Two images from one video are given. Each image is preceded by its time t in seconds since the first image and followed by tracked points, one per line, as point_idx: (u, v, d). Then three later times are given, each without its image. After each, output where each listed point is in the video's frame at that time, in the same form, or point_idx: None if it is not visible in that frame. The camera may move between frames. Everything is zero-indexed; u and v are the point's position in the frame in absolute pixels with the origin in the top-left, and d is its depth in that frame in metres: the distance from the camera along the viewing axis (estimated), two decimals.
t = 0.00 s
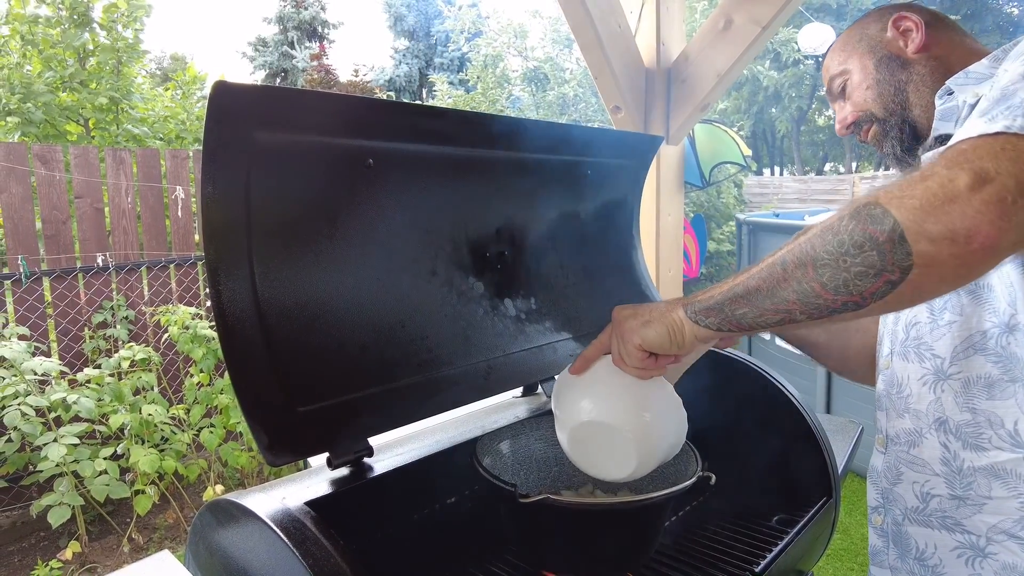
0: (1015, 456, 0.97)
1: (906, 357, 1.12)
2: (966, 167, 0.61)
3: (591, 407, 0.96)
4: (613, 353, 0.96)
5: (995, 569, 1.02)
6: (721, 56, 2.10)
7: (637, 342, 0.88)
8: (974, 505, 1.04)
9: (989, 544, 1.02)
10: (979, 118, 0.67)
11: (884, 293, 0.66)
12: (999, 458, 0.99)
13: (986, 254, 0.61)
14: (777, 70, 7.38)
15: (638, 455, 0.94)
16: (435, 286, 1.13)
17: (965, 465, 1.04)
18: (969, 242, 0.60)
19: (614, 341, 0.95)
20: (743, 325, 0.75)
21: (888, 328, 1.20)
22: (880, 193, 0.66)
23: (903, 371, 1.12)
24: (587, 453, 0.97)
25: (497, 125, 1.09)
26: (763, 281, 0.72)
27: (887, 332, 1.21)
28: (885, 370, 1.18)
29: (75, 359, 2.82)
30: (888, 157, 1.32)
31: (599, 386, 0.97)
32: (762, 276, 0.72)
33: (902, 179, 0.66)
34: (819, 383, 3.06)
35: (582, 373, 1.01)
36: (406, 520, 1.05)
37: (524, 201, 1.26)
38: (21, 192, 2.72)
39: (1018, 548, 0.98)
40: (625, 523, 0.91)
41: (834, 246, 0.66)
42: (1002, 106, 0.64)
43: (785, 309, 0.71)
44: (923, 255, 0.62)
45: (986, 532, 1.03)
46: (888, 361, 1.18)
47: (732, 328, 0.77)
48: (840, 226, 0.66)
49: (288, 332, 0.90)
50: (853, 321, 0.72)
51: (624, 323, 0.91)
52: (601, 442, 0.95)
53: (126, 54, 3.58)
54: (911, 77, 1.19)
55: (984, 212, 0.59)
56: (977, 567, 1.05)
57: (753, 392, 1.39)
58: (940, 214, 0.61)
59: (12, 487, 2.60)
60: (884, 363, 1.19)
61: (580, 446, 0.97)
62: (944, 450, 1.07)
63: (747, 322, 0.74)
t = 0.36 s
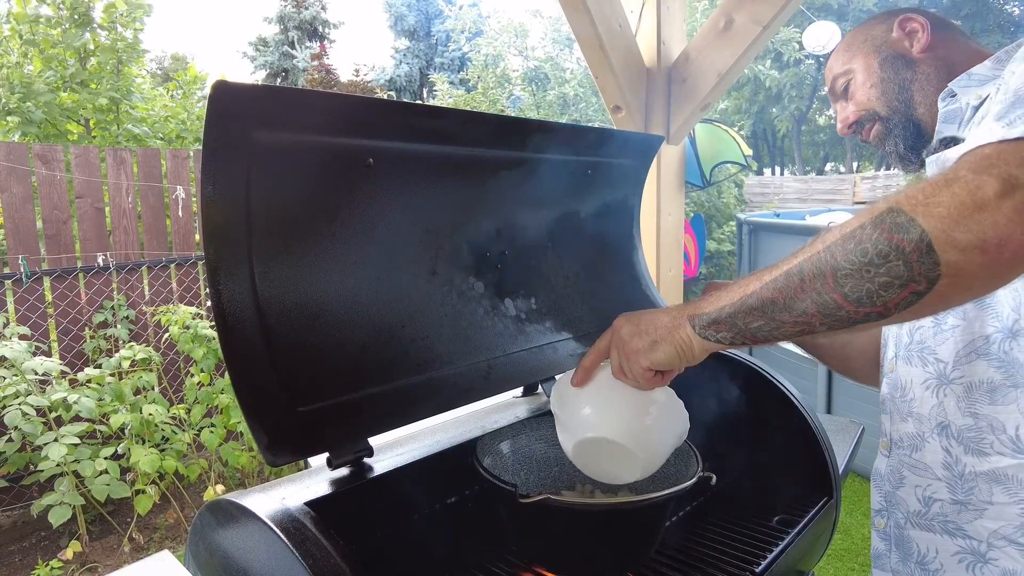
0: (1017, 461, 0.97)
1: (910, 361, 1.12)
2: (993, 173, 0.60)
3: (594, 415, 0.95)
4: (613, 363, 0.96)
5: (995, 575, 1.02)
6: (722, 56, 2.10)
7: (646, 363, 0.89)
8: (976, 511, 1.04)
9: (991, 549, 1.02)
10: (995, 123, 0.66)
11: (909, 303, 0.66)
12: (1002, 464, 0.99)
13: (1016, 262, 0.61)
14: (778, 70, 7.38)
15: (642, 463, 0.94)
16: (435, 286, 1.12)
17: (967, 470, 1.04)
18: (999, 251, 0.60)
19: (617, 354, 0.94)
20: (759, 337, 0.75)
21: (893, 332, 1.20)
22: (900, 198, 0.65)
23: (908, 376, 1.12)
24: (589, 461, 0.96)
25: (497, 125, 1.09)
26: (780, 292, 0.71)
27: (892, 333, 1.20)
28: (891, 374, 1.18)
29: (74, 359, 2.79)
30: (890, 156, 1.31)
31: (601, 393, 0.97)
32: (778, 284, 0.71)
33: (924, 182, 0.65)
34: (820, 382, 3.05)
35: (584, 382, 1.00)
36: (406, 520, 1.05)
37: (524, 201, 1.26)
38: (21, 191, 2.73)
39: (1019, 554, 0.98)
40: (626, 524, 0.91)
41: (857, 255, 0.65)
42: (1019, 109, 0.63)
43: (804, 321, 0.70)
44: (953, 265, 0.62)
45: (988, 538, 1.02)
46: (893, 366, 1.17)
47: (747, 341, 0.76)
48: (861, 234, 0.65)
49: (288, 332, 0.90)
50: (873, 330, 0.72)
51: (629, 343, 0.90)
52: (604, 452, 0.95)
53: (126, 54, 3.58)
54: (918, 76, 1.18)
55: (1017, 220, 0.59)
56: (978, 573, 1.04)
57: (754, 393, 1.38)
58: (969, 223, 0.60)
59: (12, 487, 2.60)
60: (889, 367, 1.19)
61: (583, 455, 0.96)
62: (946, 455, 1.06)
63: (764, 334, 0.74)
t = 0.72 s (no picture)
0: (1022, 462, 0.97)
1: (911, 362, 1.12)
2: (990, 158, 0.61)
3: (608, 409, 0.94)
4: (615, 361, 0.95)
5: None
6: (723, 55, 2.10)
7: (648, 360, 0.88)
8: (980, 512, 1.03)
9: (995, 551, 1.02)
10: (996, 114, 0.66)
11: (904, 289, 0.66)
12: (1007, 465, 0.99)
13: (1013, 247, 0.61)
14: (779, 70, 7.38)
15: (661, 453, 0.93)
16: (435, 286, 1.12)
17: (972, 472, 1.03)
18: (996, 235, 0.60)
19: (618, 352, 0.93)
20: (754, 323, 0.75)
21: (893, 332, 1.20)
22: (895, 182, 0.65)
23: (908, 373, 1.12)
24: (609, 459, 0.95)
25: (498, 125, 1.09)
26: (774, 278, 0.71)
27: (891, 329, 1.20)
28: (890, 373, 1.17)
29: (75, 359, 2.79)
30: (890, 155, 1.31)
31: (610, 390, 0.96)
32: (771, 269, 0.71)
33: (921, 169, 0.65)
34: (821, 383, 3.05)
35: (589, 387, 0.99)
36: (407, 520, 1.05)
37: (524, 201, 1.26)
38: (23, 191, 2.73)
39: None
40: (628, 524, 0.91)
41: (853, 240, 0.65)
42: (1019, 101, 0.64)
43: (799, 307, 0.70)
44: (948, 249, 0.62)
45: (992, 539, 1.02)
46: (892, 364, 1.17)
47: (743, 327, 0.76)
48: (858, 218, 0.65)
49: (288, 332, 0.90)
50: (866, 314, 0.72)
51: (627, 342, 0.90)
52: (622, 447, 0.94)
53: (126, 54, 3.57)
54: (919, 76, 1.19)
55: (1014, 203, 0.59)
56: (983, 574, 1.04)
57: (754, 393, 1.38)
58: (964, 206, 0.61)
59: (12, 487, 2.60)
60: (889, 368, 1.19)
61: (601, 453, 0.95)
62: (949, 456, 1.06)
63: (759, 320, 0.74)
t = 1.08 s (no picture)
0: (1015, 461, 0.97)
1: (907, 362, 1.11)
2: (971, 164, 0.60)
3: (610, 413, 0.95)
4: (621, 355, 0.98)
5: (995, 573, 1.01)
6: (723, 55, 2.10)
7: (647, 339, 0.87)
8: (974, 511, 1.03)
9: (990, 549, 1.02)
10: (987, 118, 0.66)
11: (881, 291, 0.65)
12: (1000, 464, 0.99)
13: (989, 253, 0.60)
14: (780, 70, 7.39)
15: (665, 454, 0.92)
16: (434, 286, 1.12)
17: (965, 470, 1.03)
18: (972, 240, 0.59)
19: (622, 342, 0.96)
20: (744, 318, 0.75)
21: (891, 331, 1.20)
22: (883, 188, 0.66)
23: (903, 371, 1.13)
24: (612, 464, 0.94)
25: (497, 125, 1.09)
26: (764, 275, 0.71)
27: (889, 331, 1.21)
28: (886, 374, 1.18)
29: (75, 359, 2.79)
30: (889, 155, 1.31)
31: (612, 393, 0.97)
32: (762, 269, 0.72)
33: (910, 174, 0.66)
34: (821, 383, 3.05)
35: (594, 378, 1.03)
36: (406, 520, 1.05)
37: (524, 201, 1.26)
38: (23, 191, 2.73)
39: (1019, 553, 0.98)
40: (627, 523, 0.91)
41: (836, 241, 0.66)
42: (1009, 103, 0.63)
43: (785, 303, 0.70)
44: (924, 252, 0.61)
45: (986, 538, 1.02)
46: (889, 365, 1.18)
47: (734, 320, 0.76)
48: (841, 220, 0.66)
49: (288, 332, 0.90)
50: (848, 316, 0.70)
51: (626, 323, 0.91)
52: (626, 448, 0.93)
53: (127, 54, 3.57)
54: (918, 75, 1.19)
55: (990, 209, 0.59)
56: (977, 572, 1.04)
57: (754, 393, 1.38)
58: (942, 211, 0.60)
59: (12, 487, 2.60)
60: (887, 368, 1.19)
61: (604, 458, 0.94)
62: (944, 455, 1.06)
63: (747, 315, 0.74)
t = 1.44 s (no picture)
0: (1013, 459, 0.97)
1: (906, 359, 1.11)
2: (947, 163, 0.60)
3: (600, 407, 0.94)
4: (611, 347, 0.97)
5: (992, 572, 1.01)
6: (722, 55, 2.10)
7: (635, 326, 0.88)
8: (971, 508, 1.03)
9: (986, 547, 1.02)
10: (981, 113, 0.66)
11: (857, 285, 0.65)
12: (998, 461, 0.99)
13: (961, 251, 0.59)
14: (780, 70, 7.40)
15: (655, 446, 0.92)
16: (434, 286, 1.12)
17: (963, 467, 1.03)
18: (944, 236, 0.59)
19: (611, 334, 0.96)
20: (726, 307, 0.75)
21: (890, 329, 1.19)
22: (865, 185, 0.66)
23: (901, 368, 1.13)
24: (603, 457, 0.94)
25: (496, 124, 1.09)
26: (746, 266, 0.72)
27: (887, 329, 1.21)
28: (884, 371, 1.18)
29: (75, 359, 2.79)
30: (890, 152, 1.31)
31: (601, 385, 0.97)
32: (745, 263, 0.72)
33: (892, 172, 0.65)
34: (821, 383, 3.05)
35: (585, 372, 1.02)
36: (405, 519, 1.05)
37: (523, 200, 1.26)
38: (23, 191, 2.73)
39: (1016, 550, 0.98)
40: (623, 524, 0.91)
41: (814, 235, 0.66)
42: (997, 103, 0.64)
43: (765, 294, 0.70)
44: (898, 247, 0.61)
45: (983, 535, 1.02)
46: (887, 363, 1.18)
47: (717, 309, 0.76)
48: (821, 215, 0.66)
49: (287, 332, 0.90)
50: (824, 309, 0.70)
51: (616, 313, 0.92)
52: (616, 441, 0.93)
53: (127, 54, 3.57)
54: (923, 71, 1.19)
55: (960, 208, 0.58)
56: (974, 570, 1.04)
57: (754, 392, 1.38)
58: (916, 208, 0.60)
59: (12, 487, 2.61)
60: (886, 365, 1.19)
61: (594, 452, 0.94)
62: (941, 452, 1.06)
63: (730, 305, 0.74)
